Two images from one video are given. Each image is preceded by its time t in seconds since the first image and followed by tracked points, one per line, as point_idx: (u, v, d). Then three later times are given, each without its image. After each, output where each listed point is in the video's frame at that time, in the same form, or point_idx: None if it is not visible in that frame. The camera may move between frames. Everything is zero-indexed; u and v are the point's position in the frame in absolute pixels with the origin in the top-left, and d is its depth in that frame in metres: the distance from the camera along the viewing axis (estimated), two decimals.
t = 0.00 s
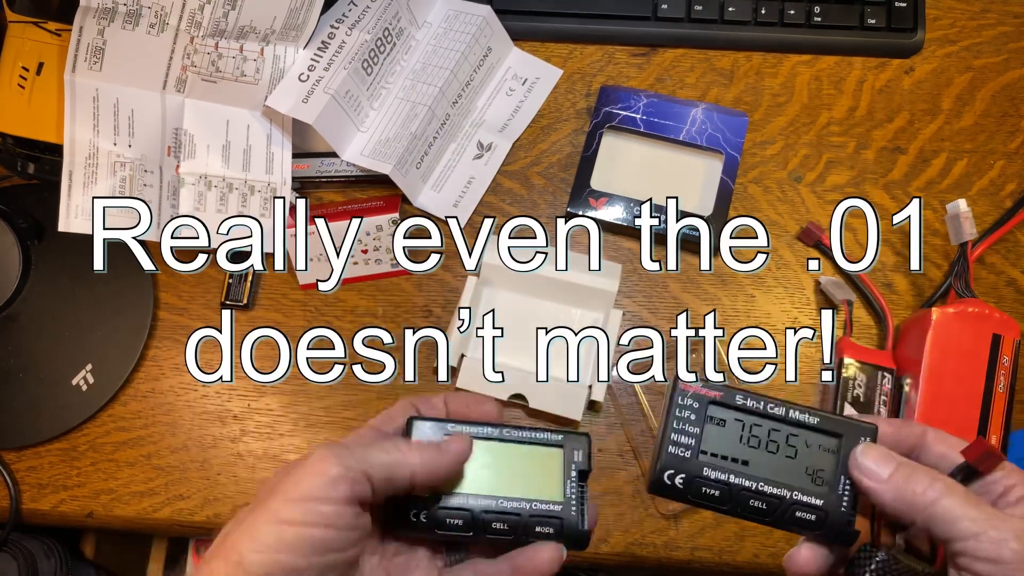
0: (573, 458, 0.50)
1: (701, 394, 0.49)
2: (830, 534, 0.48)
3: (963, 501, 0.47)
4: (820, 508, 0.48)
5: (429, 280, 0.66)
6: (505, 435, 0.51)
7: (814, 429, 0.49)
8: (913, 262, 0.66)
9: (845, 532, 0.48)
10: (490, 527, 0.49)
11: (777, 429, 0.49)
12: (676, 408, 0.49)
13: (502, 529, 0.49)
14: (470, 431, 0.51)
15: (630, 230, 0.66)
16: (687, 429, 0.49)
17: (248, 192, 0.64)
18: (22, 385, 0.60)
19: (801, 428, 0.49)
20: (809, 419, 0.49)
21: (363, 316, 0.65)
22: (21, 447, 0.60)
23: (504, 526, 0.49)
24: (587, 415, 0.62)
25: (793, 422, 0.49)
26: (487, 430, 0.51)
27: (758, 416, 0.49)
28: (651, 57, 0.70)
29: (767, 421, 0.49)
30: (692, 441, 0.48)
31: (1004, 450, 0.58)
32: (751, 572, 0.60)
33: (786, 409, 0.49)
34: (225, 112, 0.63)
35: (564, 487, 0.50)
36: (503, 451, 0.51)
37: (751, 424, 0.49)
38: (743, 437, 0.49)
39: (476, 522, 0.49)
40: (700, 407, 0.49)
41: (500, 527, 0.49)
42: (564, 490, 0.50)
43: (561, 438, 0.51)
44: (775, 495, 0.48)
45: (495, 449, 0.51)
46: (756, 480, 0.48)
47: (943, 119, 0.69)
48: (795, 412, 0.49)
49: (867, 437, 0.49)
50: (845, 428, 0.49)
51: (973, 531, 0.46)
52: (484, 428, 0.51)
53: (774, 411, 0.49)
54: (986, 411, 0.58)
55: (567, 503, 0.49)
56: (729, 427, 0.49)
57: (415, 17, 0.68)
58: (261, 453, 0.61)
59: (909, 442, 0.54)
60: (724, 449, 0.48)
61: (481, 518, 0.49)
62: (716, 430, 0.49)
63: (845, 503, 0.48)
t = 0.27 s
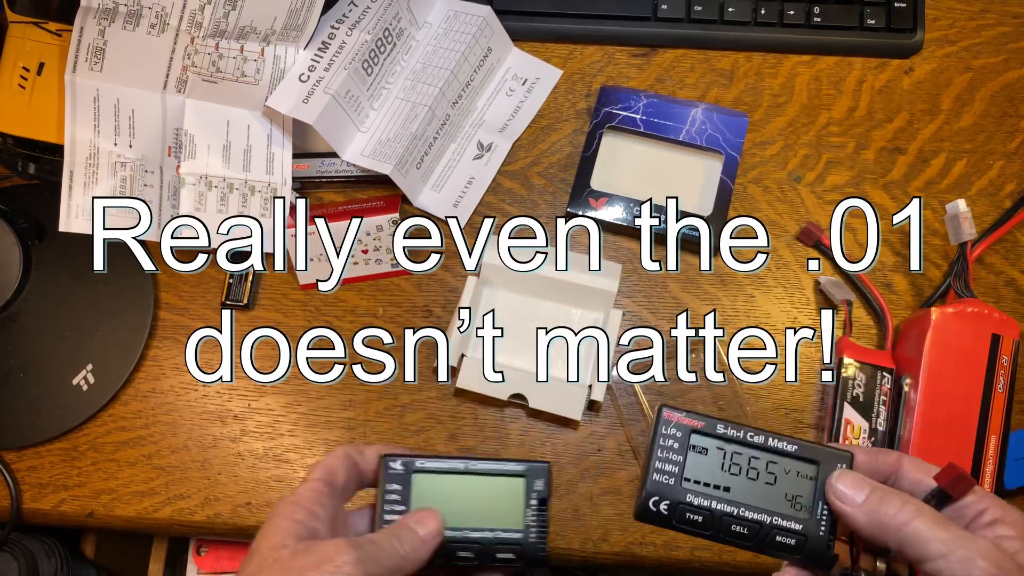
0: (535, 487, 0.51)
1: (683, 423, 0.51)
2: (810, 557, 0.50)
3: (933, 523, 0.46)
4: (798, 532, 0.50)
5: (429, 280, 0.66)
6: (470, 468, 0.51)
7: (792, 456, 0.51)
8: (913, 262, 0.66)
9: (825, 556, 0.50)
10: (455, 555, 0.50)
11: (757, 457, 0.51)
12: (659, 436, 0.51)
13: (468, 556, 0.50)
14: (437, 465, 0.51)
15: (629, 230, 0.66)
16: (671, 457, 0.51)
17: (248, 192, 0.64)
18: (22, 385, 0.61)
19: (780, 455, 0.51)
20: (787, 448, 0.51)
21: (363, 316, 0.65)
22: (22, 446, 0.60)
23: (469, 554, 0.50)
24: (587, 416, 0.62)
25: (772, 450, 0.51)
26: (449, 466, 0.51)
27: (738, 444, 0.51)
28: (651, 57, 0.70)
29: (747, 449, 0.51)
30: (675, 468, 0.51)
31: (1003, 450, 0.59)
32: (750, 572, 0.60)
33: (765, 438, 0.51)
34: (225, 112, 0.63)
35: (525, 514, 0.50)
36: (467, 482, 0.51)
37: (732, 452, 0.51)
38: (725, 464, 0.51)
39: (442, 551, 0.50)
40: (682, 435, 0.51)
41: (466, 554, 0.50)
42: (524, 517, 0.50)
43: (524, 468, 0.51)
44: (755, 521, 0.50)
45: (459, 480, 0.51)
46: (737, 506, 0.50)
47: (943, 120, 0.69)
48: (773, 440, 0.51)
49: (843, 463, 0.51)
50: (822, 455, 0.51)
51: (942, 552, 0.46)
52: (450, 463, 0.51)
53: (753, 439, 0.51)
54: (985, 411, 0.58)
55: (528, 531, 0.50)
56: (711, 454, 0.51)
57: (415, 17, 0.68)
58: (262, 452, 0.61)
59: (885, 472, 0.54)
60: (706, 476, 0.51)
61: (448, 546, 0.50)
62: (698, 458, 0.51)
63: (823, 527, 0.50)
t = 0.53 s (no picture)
0: (329, 414, 0.53)
1: (658, 435, 0.51)
2: (784, 566, 0.50)
3: (899, 532, 0.47)
4: (772, 541, 0.50)
5: (429, 280, 0.66)
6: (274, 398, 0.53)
7: (765, 466, 0.51)
8: (913, 262, 0.66)
9: (800, 564, 0.50)
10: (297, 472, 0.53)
11: (730, 467, 0.51)
12: (635, 449, 0.51)
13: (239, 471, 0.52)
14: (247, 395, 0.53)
15: (630, 230, 0.66)
16: (646, 469, 0.51)
17: (248, 192, 0.64)
18: (22, 385, 0.61)
19: (754, 465, 0.51)
20: (760, 457, 0.51)
21: (363, 316, 0.65)
22: (22, 446, 0.60)
23: (307, 469, 0.53)
24: (587, 415, 0.63)
25: (744, 460, 0.51)
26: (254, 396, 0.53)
27: (712, 455, 0.51)
28: (651, 57, 0.70)
29: (721, 460, 0.51)
30: (650, 480, 0.51)
31: (1003, 450, 0.59)
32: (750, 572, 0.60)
33: (738, 448, 0.51)
34: (225, 112, 0.64)
35: (319, 435, 0.53)
36: (267, 409, 0.53)
37: (706, 463, 0.51)
38: (699, 475, 0.51)
39: (280, 468, 0.53)
40: (657, 448, 0.51)
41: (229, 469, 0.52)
42: (318, 437, 0.53)
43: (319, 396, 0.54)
44: (728, 531, 0.50)
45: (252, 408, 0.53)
46: (711, 516, 0.51)
47: (943, 120, 0.69)
48: (746, 450, 0.51)
49: (815, 472, 0.51)
50: (795, 465, 0.51)
51: (907, 558, 0.46)
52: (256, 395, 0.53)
53: (725, 449, 0.51)
54: (985, 411, 0.58)
55: (323, 449, 0.53)
56: (685, 466, 0.51)
57: (415, 17, 0.68)
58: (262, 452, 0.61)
59: (858, 480, 0.55)
60: (682, 488, 0.51)
61: (285, 464, 0.53)
62: (673, 469, 0.51)
63: (796, 535, 0.50)
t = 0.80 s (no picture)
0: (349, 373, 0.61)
1: (615, 418, 0.52)
2: (740, 550, 0.50)
3: (850, 523, 0.46)
4: (726, 526, 0.50)
5: (429, 280, 0.66)
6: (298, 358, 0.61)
7: (722, 451, 0.51)
8: (913, 262, 0.66)
9: (755, 549, 0.50)
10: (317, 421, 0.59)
11: (686, 451, 0.51)
12: (591, 432, 0.51)
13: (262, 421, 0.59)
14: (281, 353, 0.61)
15: (629, 230, 0.66)
16: (602, 453, 0.51)
17: (248, 192, 0.64)
18: (23, 385, 0.61)
19: (710, 450, 0.51)
20: (716, 442, 0.51)
21: (363, 316, 0.65)
22: (21, 446, 0.60)
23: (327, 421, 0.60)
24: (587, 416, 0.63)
25: (701, 444, 0.51)
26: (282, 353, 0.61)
27: (669, 439, 0.51)
28: (651, 57, 0.70)
29: (677, 444, 0.51)
30: (607, 464, 0.51)
31: (1003, 450, 0.59)
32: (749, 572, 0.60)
33: (695, 433, 0.51)
34: (225, 112, 0.64)
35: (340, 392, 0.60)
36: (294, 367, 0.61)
37: (663, 447, 0.51)
38: (655, 459, 0.51)
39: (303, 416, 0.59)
40: (614, 431, 0.51)
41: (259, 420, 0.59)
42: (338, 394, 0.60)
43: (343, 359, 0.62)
44: (682, 515, 0.50)
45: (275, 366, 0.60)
46: (666, 500, 0.51)
47: (943, 120, 0.69)
48: (703, 435, 0.51)
49: (773, 458, 0.51)
50: (753, 450, 0.51)
51: (854, 550, 0.46)
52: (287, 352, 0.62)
53: (681, 433, 0.51)
54: (985, 411, 0.58)
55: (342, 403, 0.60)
56: (642, 450, 0.51)
57: (415, 17, 0.68)
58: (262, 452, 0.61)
59: (818, 465, 0.56)
60: (638, 471, 0.51)
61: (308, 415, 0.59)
62: (630, 453, 0.51)
63: (751, 521, 0.50)
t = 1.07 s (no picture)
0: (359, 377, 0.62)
1: (613, 405, 0.52)
2: (738, 541, 0.50)
3: (852, 519, 0.46)
4: (723, 516, 0.50)
5: (429, 280, 0.66)
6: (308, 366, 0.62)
7: (721, 440, 0.51)
8: (913, 262, 0.66)
9: (750, 541, 0.50)
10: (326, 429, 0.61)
11: (685, 440, 0.51)
12: (589, 418, 0.51)
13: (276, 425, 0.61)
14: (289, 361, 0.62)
15: (629, 230, 0.66)
16: (600, 440, 0.51)
17: (248, 192, 0.64)
18: (23, 385, 0.61)
19: (709, 439, 0.51)
20: (716, 431, 0.51)
21: (363, 316, 0.65)
22: (21, 446, 0.60)
23: (337, 429, 0.61)
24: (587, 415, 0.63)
25: (700, 433, 0.51)
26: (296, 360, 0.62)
27: (668, 427, 0.51)
28: (651, 57, 0.70)
29: (676, 432, 0.51)
30: (604, 451, 0.51)
31: (1003, 450, 0.59)
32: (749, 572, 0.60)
33: (695, 421, 0.51)
34: (225, 112, 0.64)
35: (349, 399, 0.61)
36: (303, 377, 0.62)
37: (661, 435, 0.51)
38: (653, 447, 0.51)
39: (315, 425, 0.61)
40: (612, 418, 0.51)
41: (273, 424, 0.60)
42: (347, 402, 0.61)
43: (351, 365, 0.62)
44: (680, 504, 0.51)
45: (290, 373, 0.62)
46: (663, 488, 0.51)
47: (943, 120, 0.69)
48: (702, 424, 0.51)
49: (773, 448, 0.51)
50: (753, 440, 0.51)
51: (855, 548, 0.46)
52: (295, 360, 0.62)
53: (680, 421, 0.51)
54: (985, 410, 0.58)
55: (351, 412, 0.61)
56: (640, 438, 0.51)
57: (415, 17, 0.68)
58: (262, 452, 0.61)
59: (822, 456, 0.56)
60: (636, 459, 0.51)
61: (319, 424, 0.61)
62: (628, 441, 0.51)
63: (750, 511, 0.50)
